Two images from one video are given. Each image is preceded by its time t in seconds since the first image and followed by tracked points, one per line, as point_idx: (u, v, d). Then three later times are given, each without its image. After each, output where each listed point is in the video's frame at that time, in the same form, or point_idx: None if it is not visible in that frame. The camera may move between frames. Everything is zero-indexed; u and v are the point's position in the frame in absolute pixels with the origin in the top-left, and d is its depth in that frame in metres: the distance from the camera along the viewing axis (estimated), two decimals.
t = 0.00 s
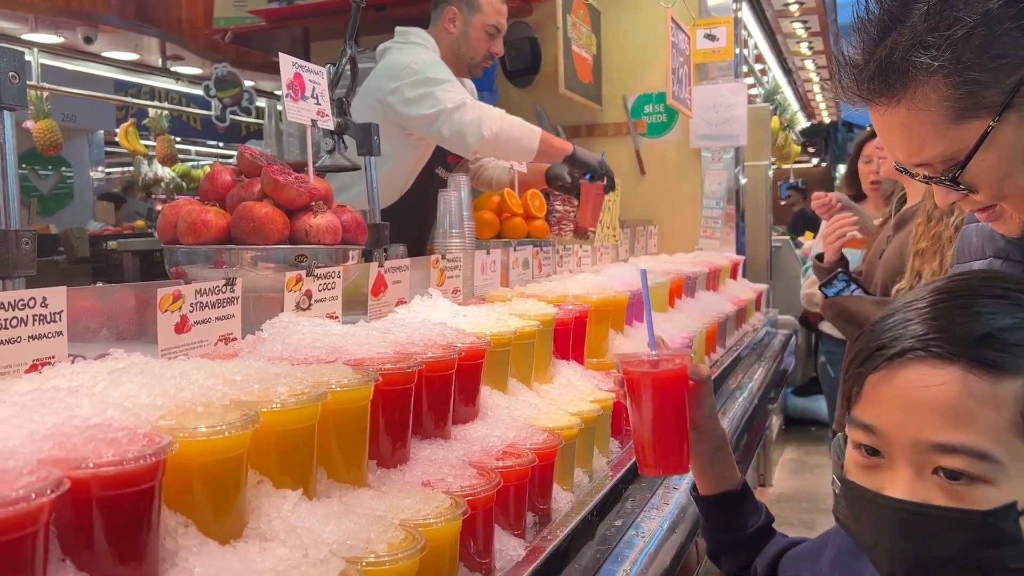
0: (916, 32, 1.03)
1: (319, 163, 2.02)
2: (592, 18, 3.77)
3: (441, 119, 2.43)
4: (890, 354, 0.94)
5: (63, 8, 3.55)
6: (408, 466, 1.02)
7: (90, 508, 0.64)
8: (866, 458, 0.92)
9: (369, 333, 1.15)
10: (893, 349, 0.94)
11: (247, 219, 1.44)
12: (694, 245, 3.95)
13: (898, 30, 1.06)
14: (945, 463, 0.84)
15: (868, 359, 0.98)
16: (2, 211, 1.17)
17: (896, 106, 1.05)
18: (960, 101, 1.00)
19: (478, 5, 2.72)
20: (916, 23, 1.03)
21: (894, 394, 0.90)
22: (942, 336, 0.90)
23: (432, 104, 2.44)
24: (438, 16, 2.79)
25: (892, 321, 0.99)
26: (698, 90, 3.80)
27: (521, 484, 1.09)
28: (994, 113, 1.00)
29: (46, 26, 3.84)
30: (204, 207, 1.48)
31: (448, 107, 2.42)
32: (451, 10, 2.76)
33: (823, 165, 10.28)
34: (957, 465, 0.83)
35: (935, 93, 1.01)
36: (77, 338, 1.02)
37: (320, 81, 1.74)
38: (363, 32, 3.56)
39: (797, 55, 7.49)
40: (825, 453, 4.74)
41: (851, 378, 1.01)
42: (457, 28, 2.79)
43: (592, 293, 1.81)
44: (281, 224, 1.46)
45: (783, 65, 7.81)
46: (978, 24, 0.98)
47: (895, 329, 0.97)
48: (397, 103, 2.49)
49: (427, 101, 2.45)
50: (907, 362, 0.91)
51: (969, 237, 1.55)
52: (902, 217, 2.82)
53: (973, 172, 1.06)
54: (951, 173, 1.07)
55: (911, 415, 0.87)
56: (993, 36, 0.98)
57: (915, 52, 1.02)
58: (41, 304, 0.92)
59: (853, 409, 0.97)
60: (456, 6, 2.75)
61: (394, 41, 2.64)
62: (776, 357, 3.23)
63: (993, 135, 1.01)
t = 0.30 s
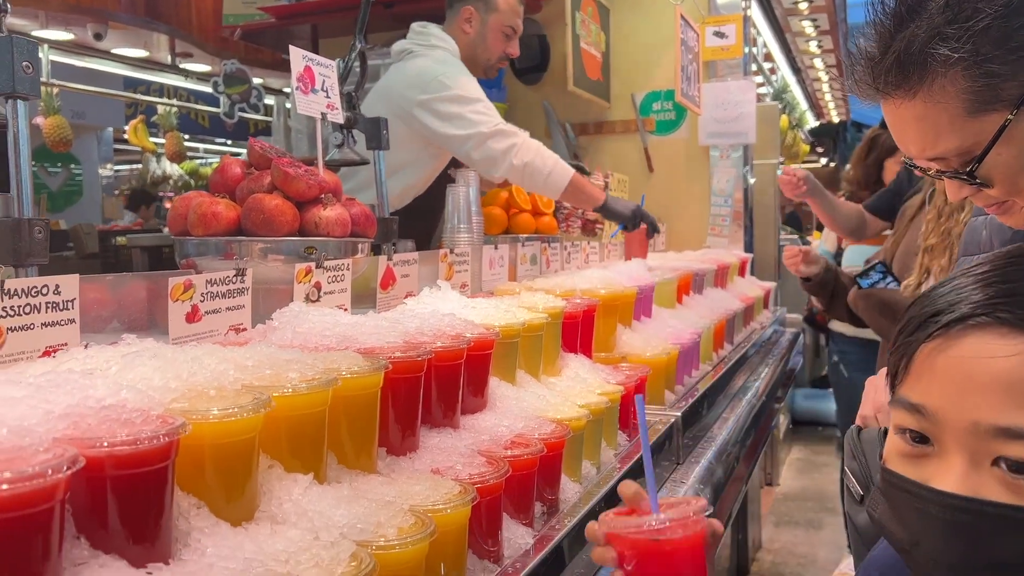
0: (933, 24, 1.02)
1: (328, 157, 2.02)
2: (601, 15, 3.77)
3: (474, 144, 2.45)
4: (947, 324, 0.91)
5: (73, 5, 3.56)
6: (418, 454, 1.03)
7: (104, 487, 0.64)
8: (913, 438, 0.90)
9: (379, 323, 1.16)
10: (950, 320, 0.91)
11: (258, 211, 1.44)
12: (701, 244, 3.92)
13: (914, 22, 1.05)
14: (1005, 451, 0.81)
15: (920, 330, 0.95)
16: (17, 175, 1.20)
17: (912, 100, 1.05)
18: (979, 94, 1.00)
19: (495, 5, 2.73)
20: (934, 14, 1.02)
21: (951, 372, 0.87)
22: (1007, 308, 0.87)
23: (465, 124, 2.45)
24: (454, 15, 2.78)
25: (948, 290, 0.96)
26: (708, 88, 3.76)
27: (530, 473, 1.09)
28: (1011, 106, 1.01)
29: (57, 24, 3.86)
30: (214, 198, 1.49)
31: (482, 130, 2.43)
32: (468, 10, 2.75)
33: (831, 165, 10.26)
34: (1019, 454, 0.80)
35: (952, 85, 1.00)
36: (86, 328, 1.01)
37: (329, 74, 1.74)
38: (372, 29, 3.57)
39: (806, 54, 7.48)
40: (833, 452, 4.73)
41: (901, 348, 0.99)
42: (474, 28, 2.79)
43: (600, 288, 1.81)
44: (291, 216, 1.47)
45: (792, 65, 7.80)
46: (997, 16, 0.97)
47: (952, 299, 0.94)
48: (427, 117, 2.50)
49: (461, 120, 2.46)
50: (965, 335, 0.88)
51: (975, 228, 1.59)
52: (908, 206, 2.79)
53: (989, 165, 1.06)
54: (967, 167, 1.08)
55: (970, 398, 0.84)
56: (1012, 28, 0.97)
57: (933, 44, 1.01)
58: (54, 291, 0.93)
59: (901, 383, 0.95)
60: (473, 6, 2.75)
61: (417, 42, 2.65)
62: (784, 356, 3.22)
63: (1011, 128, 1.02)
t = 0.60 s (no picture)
0: (957, 17, 1.00)
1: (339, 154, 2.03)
2: (611, 15, 3.78)
3: (483, 146, 2.46)
4: (888, 361, 0.82)
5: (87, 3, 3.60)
6: (428, 444, 1.04)
7: (122, 470, 0.66)
8: (856, 498, 0.83)
9: (391, 316, 1.17)
10: (893, 358, 0.82)
11: (270, 206, 1.46)
12: (710, 243, 3.97)
13: (934, 15, 1.03)
14: (964, 521, 0.73)
15: (861, 364, 0.86)
16: (35, 168, 1.21)
17: (932, 96, 1.05)
18: (1002, 93, 1.01)
19: (507, 6, 2.73)
20: (958, 6, 1.00)
21: (897, 425, 0.78)
22: (959, 340, 0.77)
23: (477, 126, 2.46)
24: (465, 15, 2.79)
25: (888, 313, 0.86)
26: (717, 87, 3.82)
27: (538, 465, 1.10)
28: None
29: (70, 22, 3.90)
30: (227, 194, 1.51)
31: (492, 133, 2.44)
32: (479, 10, 2.76)
33: (840, 165, 10.24)
34: (978, 523, 0.72)
35: (975, 84, 1.02)
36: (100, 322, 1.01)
37: (341, 71, 1.76)
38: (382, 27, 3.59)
39: (815, 54, 7.47)
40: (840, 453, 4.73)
41: (837, 385, 0.89)
42: (486, 28, 2.80)
43: (608, 284, 1.82)
44: (303, 211, 1.49)
45: (800, 65, 7.81)
46: None
47: (894, 327, 0.84)
48: (438, 118, 2.52)
49: (472, 122, 2.47)
50: (913, 377, 0.79)
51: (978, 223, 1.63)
52: (920, 203, 2.67)
53: (1008, 163, 1.09)
54: (986, 167, 1.12)
55: (920, 460, 0.75)
56: None
57: (957, 39, 1.00)
58: (71, 282, 0.95)
59: (842, 429, 0.86)
60: (485, 6, 2.76)
61: (429, 41, 2.66)
62: (792, 355, 3.22)
63: None
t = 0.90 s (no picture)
0: (970, 22, 1.04)
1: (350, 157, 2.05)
2: (621, 18, 3.79)
3: (476, 145, 2.44)
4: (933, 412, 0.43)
5: (101, 6, 3.63)
6: (439, 446, 1.05)
7: (141, 469, 0.67)
8: None
9: (402, 318, 1.18)
10: (938, 410, 0.43)
11: (283, 208, 1.48)
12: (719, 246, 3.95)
13: (949, 21, 1.07)
14: None
15: (886, 422, 0.45)
16: (53, 168, 1.23)
17: (945, 102, 1.08)
18: (1016, 98, 1.03)
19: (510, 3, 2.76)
20: (971, 11, 1.04)
21: (954, 521, 0.42)
22: None
23: (472, 127, 2.46)
24: (469, 17, 2.81)
25: (928, 334, 0.44)
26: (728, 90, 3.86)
27: (548, 467, 1.11)
28: None
29: (83, 24, 3.94)
30: (241, 196, 1.52)
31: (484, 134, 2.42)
32: (483, 10, 2.78)
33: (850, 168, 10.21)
34: None
35: (988, 89, 1.04)
36: (115, 322, 1.05)
37: (353, 75, 1.78)
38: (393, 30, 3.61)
39: (826, 57, 7.46)
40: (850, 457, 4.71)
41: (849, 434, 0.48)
42: (490, 27, 2.81)
43: (618, 287, 1.83)
44: (315, 214, 1.50)
45: (810, 67, 7.80)
46: None
47: (927, 354, 0.44)
48: (435, 118, 2.53)
49: (467, 123, 2.47)
50: (975, 435, 0.42)
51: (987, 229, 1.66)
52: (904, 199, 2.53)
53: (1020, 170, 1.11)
54: (999, 174, 1.13)
55: (997, 573, 0.40)
56: None
57: (972, 44, 1.04)
58: (88, 284, 0.96)
59: (860, 507, 0.47)
60: (488, 5, 2.77)
61: (430, 43, 2.70)
62: (801, 359, 3.21)
63: None
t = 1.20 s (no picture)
0: (952, 53, 1.06)
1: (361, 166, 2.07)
2: (631, 25, 3.80)
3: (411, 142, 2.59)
4: None
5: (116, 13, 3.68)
6: (447, 457, 1.06)
7: (154, 483, 0.69)
8: None
9: (411, 330, 1.19)
10: None
11: (294, 218, 1.49)
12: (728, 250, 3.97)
13: (933, 52, 1.09)
14: None
15: None
16: (70, 176, 1.24)
17: (931, 128, 1.07)
18: (1001, 124, 1.02)
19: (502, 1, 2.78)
20: (955, 41, 1.06)
21: None
22: None
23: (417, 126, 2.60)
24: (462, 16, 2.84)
25: None
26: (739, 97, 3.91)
27: (555, 478, 1.12)
28: None
29: (98, 30, 4.00)
30: (253, 206, 1.54)
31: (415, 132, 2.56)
32: (476, 10, 2.81)
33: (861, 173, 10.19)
34: None
35: (974, 116, 1.03)
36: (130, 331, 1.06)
37: (364, 85, 1.79)
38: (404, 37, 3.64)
39: (837, 62, 7.48)
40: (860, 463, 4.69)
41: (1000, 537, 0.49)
42: (484, 26, 2.83)
43: (626, 296, 1.83)
44: (327, 223, 1.52)
45: (821, 73, 7.82)
46: None
47: None
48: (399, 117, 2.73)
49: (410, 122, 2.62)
50: None
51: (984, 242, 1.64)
52: (891, 206, 2.58)
53: (1012, 195, 1.06)
54: (989, 201, 1.08)
55: None
56: None
57: (955, 72, 1.05)
58: (103, 295, 0.98)
59: None
60: (481, 5, 2.81)
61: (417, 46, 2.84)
62: (811, 366, 3.20)
63: None
